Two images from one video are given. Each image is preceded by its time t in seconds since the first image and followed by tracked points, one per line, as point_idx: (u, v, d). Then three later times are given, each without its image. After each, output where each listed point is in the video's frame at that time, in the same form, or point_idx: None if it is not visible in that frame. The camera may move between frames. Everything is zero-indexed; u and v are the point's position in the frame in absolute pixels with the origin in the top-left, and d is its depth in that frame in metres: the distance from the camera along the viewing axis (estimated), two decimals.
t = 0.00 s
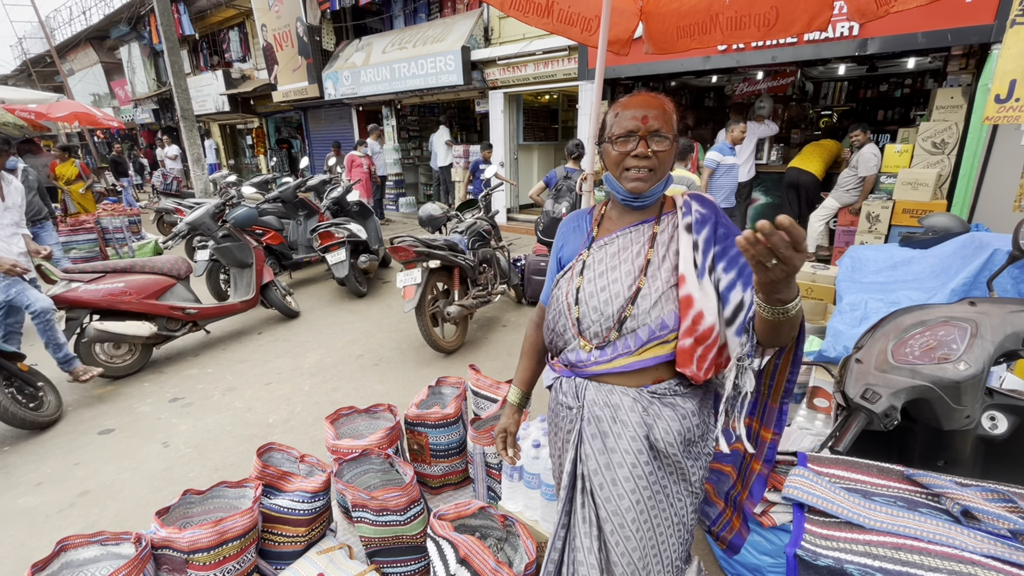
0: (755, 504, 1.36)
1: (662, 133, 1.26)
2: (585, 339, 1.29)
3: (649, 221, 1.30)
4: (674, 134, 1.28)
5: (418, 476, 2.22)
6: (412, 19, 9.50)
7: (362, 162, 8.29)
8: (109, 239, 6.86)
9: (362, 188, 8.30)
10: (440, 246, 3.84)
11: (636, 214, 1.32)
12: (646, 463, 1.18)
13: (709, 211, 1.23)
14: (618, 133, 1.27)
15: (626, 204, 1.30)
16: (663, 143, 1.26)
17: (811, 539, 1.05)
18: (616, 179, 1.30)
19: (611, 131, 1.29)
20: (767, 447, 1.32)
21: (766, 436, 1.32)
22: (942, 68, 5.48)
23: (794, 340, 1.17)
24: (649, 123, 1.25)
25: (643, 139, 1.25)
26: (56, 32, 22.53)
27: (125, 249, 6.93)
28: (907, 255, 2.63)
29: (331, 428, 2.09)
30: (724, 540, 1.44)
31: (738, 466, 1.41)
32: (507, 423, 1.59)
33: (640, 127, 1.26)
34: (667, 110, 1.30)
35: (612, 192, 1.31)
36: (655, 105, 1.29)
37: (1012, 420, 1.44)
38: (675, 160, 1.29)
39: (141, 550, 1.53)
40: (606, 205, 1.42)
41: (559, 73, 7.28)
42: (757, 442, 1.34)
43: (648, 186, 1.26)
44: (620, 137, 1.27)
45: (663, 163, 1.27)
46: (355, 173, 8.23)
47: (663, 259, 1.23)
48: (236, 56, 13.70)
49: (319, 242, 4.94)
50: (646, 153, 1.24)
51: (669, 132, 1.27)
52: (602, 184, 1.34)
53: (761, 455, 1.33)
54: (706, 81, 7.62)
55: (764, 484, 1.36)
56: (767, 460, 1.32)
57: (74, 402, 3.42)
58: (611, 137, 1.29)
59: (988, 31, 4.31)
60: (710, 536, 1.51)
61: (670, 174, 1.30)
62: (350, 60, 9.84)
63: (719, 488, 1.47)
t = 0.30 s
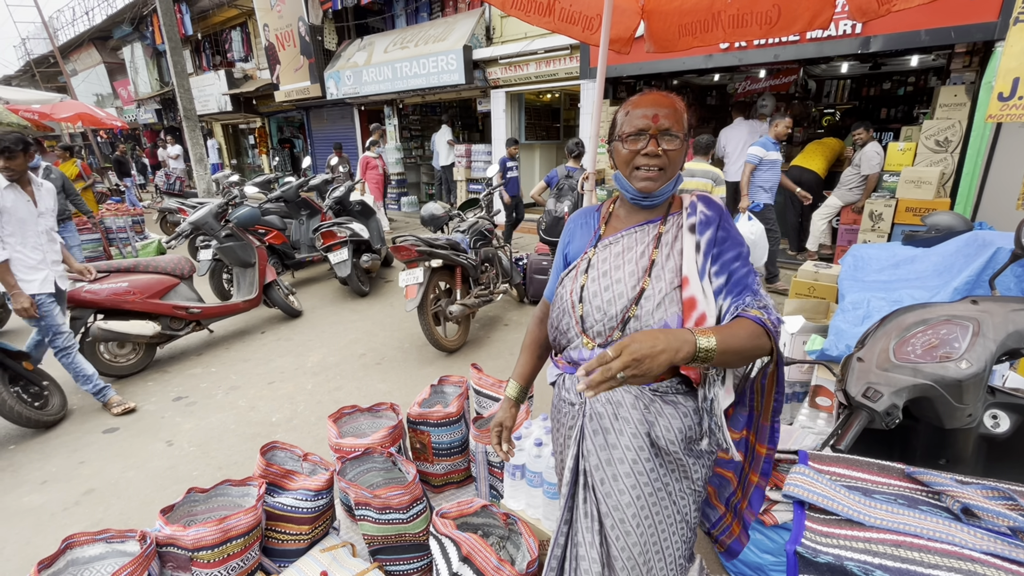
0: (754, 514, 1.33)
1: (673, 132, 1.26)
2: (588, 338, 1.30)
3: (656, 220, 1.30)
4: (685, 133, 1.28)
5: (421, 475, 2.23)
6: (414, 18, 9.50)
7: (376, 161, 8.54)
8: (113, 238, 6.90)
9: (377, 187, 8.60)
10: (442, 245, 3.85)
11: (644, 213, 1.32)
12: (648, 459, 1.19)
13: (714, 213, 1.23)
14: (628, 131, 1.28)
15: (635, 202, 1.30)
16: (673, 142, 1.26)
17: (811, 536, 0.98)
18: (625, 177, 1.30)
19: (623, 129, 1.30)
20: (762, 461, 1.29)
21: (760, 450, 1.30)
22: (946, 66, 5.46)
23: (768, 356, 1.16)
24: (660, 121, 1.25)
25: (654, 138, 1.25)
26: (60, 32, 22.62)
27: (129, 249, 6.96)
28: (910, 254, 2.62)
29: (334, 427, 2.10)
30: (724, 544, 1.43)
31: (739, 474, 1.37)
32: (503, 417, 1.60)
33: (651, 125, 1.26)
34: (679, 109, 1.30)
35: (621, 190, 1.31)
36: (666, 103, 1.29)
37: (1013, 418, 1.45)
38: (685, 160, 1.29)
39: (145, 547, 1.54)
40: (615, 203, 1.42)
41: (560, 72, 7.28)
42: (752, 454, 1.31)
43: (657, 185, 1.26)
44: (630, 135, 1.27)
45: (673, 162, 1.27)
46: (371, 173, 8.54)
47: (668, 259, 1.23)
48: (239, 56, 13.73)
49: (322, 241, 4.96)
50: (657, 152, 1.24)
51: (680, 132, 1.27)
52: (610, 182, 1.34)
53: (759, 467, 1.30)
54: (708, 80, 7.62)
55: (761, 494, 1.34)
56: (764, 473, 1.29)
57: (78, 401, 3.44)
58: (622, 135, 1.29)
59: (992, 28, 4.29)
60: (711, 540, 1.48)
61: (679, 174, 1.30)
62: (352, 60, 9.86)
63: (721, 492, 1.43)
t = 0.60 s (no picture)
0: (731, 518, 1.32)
1: (669, 127, 1.25)
2: (583, 335, 1.30)
3: (654, 218, 1.29)
4: (682, 128, 1.27)
5: (422, 473, 2.24)
6: (415, 17, 9.50)
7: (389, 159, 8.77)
8: (116, 237, 6.93)
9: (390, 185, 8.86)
10: (443, 244, 3.85)
11: (642, 210, 1.32)
12: (638, 458, 1.19)
13: (713, 208, 1.21)
14: (624, 128, 1.27)
15: (633, 199, 1.30)
16: (669, 138, 1.25)
17: (809, 533, 0.97)
18: (623, 174, 1.30)
19: (618, 125, 1.29)
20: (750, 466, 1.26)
21: (752, 453, 1.25)
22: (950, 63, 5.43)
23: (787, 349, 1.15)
24: (656, 117, 1.24)
25: (649, 134, 1.24)
26: (62, 32, 22.70)
27: (132, 248, 6.97)
28: (912, 252, 2.61)
29: (334, 425, 2.10)
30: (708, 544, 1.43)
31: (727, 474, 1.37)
32: (511, 412, 1.60)
33: (646, 121, 1.25)
34: (674, 103, 1.28)
35: (619, 187, 1.31)
36: (662, 98, 1.27)
37: (1016, 416, 1.44)
38: (682, 155, 1.28)
39: (147, 544, 1.55)
40: (613, 201, 1.42)
41: (562, 70, 7.27)
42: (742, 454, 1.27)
43: (655, 181, 1.26)
44: (626, 132, 1.27)
45: (670, 158, 1.26)
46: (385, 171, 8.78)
47: (662, 256, 1.22)
48: (241, 55, 13.75)
49: (323, 240, 4.97)
50: (652, 148, 1.24)
51: (677, 126, 1.26)
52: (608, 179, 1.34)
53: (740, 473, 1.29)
54: (710, 77, 7.60)
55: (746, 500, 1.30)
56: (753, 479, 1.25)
57: (81, 399, 3.45)
58: (617, 132, 1.29)
59: (996, 25, 4.26)
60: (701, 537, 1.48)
61: (676, 169, 1.29)
62: (354, 59, 9.86)
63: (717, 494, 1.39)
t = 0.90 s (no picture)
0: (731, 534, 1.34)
1: (669, 125, 1.26)
2: (589, 335, 1.30)
3: (657, 216, 1.30)
4: (681, 126, 1.28)
5: (424, 471, 2.24)
6: (417, 16, 9.50)
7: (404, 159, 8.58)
8: (119, 236, 6.95)
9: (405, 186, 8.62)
10: (445, 242, 3.86)
11: (644, 208, 1.32)
12: (646, 457, 1.20)
13: (718, 211, 1.23)
14: (624, 127, 1.27)
15: (634, 197, 1.30)
16: (670, 136, 1.25)
17: (810, 530, 0.97)
18: (624, 174, 1.30)
19: (618, 124, 1.29)
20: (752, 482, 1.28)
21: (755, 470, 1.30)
22: (954, 60, 5.41)
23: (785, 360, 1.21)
24: (656, 116, 1.25)
25: (650, 132, 1.25)
26: (66, 32, 22.79)
27: (135, 247, 7.00)
28: (916, 250, 2.60)
29: (338, 423, 2.11)
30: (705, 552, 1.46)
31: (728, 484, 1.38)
32: (512, 415, 1.60)
33: (646, 120, 1.25)
34: (674, 102, 1.29)
35: (620, 186, 1.31)
36: (662, 97, 1.28)
37: (1019, 414, 1.44)
38: (682, 153, 1.29)
39: (152, 542, 1.56)
40: (614, 199, 1.41)
41: (564, 68, 7.25)
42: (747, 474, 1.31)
43: (655, 179, 1.26)
44: (626, 131, 1.27)
45: (670, 156, 1.27)
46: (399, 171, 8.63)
47: (669, 256, 1.23)
48: (243, 54, 13.77)
49: (326, 239, 4.97)
50: (653, 147, 1.24)
51: (677, 124, 1.27)
52: (609, 178, 1.34)
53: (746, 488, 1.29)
54: (713, 75, 7.58)
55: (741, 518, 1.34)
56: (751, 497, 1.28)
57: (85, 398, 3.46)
58: (617, 131, 1.29)
59: (1001, 21, 4.24)
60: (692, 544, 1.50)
61: (677, 167, 1.29)
62: (356, 57, 9.86)
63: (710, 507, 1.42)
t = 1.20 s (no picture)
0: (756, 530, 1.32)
1: (669, 123, 1.26)
2: (592, 334, 1.30)
3: (660, 215, 1.30)
4: (680, 123, 1.28)
5: (425, 469, 2.25)
6: (419, 14, 9.50)
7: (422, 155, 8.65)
8: (122, 236, 6.98)
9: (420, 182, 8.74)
10: (447, 241, 3.86)
11: (645, 206, 1.32)
12: (648, 458, 1.20)
13: (723, 211, 1.24)
14: (624, 125, 1.27)
15: (634, 195, 1.29)
16: (670, 133, 1.26)
17: (807, 528, 0.97)
18: (624, 172, 1.29)
19: (617, 123, 1.29)
20: (759, 478, 1.31)
21: (757, 466, 1.32)
22: (958, 57, 5.38)
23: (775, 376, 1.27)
24: (655, 113, 1.25)
25: (649, 130, 1.25)
26: (69, 31, 22.86)
27: (138, 246, 7.03)
28: (918, 248, 2.59)
29: (339, 421, 2.11)
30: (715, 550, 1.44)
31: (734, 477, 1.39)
32: (518, 421, 1.60)
33: (645, 118, 1.25)
34: (673, 99, 1.29)
35: (620, 185, 1.30)
36: (661, 94, 1.28)
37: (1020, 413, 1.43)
38: (682, 150, 1.29)
39: (154, 539, 1.57)
40: (615, 198, 1.41)
41: (566, 66, 7.24)
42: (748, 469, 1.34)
43: (656, 177, 1.25)
44: (626, 129, 1.27)
45: (670, 154, 1.27)
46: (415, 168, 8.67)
47: (674, 255, 1.23)
48: (245, 53, 13.77)
49: (327, 238, 4.99)
50: (653, 144, 1.24)
51: (676, 122, 1.27)
52: (610, 177, 1.34)
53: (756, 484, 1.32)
54: (715, 73, 7.55)
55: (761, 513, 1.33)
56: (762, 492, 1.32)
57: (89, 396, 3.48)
58: (617, 130, 1.29)
59: (1005, 18, 4.21)
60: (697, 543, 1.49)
61: (678, 165, 1.29)
62: (358, 56, 9.86)
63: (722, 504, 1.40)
